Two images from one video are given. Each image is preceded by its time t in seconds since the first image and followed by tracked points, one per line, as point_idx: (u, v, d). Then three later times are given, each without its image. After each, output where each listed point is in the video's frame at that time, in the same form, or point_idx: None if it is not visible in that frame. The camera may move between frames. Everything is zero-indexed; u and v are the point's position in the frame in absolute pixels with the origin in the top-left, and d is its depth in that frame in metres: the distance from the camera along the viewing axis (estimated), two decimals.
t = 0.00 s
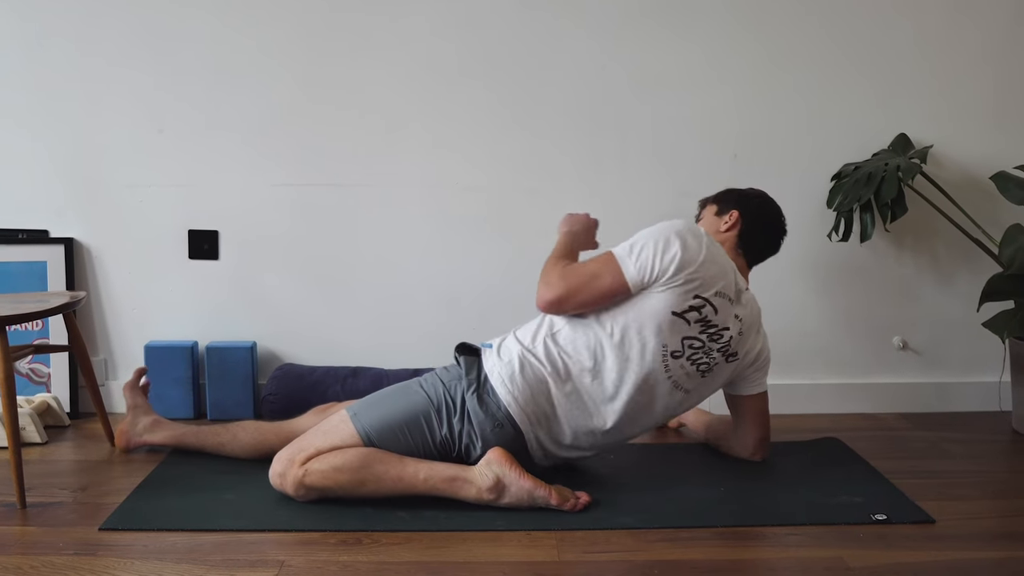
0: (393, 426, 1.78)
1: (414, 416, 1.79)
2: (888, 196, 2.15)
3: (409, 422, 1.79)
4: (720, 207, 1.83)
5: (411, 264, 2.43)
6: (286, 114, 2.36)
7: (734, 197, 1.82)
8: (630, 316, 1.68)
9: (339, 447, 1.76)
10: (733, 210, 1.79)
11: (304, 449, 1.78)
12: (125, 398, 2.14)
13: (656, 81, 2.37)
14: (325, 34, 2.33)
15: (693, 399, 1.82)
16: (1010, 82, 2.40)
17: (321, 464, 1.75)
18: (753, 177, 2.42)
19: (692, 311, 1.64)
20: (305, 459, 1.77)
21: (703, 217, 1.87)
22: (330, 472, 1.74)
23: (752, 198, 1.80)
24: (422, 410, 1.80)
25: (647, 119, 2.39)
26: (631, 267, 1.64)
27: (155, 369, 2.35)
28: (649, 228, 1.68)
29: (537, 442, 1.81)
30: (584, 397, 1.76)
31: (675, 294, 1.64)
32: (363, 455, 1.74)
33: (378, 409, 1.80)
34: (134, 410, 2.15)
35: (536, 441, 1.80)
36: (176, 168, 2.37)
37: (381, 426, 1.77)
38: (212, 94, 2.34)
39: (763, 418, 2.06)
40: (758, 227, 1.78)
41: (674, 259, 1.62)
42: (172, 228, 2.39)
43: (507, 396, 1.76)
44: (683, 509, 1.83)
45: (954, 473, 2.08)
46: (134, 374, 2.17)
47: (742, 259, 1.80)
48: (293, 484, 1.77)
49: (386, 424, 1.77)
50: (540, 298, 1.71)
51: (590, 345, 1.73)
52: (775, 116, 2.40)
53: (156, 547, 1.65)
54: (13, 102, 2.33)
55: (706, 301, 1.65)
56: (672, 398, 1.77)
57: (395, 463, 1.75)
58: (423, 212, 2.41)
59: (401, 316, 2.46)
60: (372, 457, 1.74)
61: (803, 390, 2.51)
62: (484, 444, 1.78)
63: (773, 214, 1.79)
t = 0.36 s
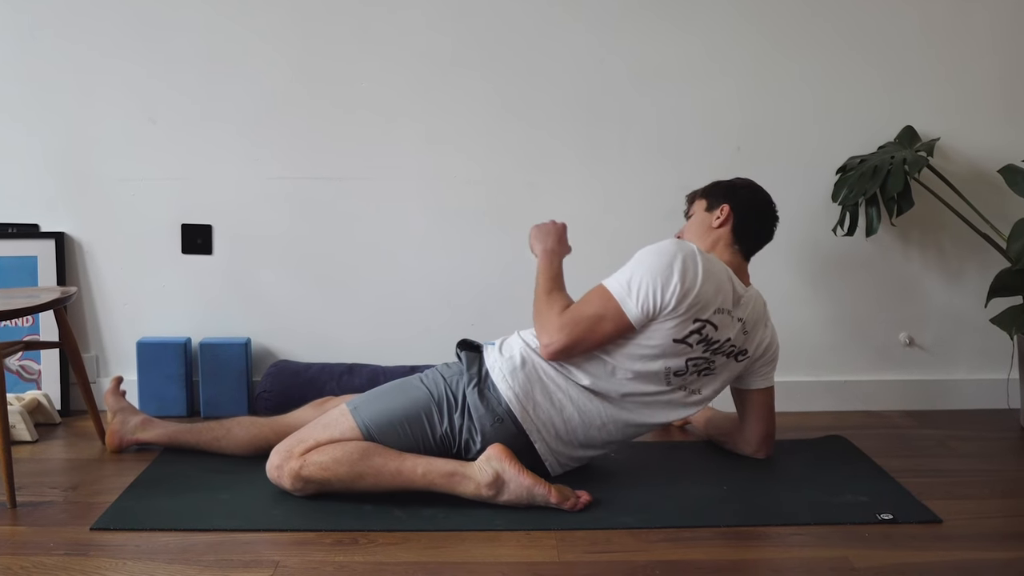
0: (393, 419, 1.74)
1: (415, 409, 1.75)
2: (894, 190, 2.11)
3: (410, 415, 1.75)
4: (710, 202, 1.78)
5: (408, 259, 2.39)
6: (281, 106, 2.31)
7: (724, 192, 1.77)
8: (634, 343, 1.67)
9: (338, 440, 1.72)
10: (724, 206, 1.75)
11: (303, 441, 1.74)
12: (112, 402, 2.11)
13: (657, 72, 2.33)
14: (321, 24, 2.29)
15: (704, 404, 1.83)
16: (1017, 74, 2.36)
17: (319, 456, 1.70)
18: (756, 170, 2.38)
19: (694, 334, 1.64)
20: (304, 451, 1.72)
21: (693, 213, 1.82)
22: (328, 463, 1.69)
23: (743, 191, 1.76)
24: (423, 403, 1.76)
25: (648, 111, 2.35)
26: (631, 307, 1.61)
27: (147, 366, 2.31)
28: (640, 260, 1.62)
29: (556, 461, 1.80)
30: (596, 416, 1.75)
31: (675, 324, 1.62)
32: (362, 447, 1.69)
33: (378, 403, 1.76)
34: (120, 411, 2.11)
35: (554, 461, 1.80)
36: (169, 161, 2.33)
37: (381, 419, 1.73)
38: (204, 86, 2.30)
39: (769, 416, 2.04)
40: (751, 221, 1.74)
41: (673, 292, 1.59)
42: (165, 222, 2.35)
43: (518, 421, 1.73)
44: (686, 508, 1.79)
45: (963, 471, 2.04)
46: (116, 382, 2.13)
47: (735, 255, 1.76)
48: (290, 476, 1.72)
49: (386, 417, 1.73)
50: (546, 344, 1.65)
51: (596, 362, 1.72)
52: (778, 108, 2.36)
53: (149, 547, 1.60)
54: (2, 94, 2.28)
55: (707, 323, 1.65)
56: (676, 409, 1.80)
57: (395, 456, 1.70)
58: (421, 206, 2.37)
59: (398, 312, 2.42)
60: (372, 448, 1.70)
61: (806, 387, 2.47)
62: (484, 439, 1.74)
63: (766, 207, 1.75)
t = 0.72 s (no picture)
0: (389, 418, 1.69)
1: (411, 409, 1.71)
2: (900, 183, 2.06)
3: (406, 415, 1.71)
4: (713, 201, 1.74)
5: (405, 254, 2.35)
6: (275, 97, 2.27)
7: (727, 190, 1.73)
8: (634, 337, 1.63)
9: (333, 441, 1.68)
10: (727, 204, 1.71)
11: (297, 442, 1.70)
12: (103, 400, 2.05)
13: (658, 63, 2.29)
14: (316, 14, 2.24)
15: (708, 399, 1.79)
16: None
17: (314, 458, 1.66)
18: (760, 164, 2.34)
19: (696, 328, 1.59)
20: (298, 452, 1.68)
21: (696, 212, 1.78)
22: (324, 466, 1.65)
23: (747, 190, 1.72)
24: (419, 403, 1.72)
25: (650, 104, 2.31)
26: (631, 299, 1.57)
27: (140, 363, 2.27)
28: (641, 252, 1.58)
29: (556, 457, 1.76)
30: (596, 411, 1.70)
31: (676, 317, 1.58)
32: (358, 449, 1.65)
33: (373, 402, 1.72)
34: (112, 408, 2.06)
35: (553, 457, 1.76)
36: (161, 154, 2.28)
37: (377, 419, 1.69)
38: (197, 78, 2.26)
39: (773, 413, 1.99)
40: (756, 220, 1.70)
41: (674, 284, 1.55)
42: (157, 217, 2.31)
43: (518, 419, 1.69)
44: (689, 507, 1.75)
45: (972, 469, 1.99)
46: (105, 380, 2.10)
47: (739, 254, 1.71)
48: (284, 478, 1.68)
49: (382, 417, 1.69)
50: (543, 336, 1.61)
51: (596, 357, 1.67)
52: (782, 101, 2.32)
53: (141, 547, 1.55)
54: None
55: (709, 316, 1.60)
56: (677, 403, 1.76)
57: (392, 457, 1.66)
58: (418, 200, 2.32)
59: (395, 308, 2.38)
60: (368, 450, 1.66)
61: (810, 385, 2.44)
62: (481, 437, 1.70)
63: (771, 206, 1.71)
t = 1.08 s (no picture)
0: (388, 419, 1.67)
1: (411, 410, 1.69)
2: (904, 179, 2.04)
3: (405, 416, 1.68)
4: (716, 197, 1.72)
5: (404, 251, 2.33)
6: (272, 93, 2.25)
7: (731, 187, 1.70)
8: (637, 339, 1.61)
9: (331, 441, 1.65)
10: (731, 201, 1.68)
11: (295, 441, 1.67)
12: (99, 398, 2.04)
13: (659, 59, 2.27)
14: (313, 9, 2.22)
15: (710, 400, 1.77)
16: None
17: (312, 458, 1.63)
18: (762, 160, 2.32)
19: (700, 331, 1.58)
20: (295, 452, 1.65)
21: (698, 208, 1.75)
22: (321, 466, 1.62)
23: (751, 186, 1.69)
24: (419, 403, 1.69)
25: (651, 100, 2.28)
26: (635, 303, 1.55)
27: (135, 361, 2.24)
28: (644, 255, 1.56)
29: (557, 460, 1.73)
30: (598, 413, 1.68)
31: (680, 320, 1.56)
32: (356, 449, 1.63)
33: (372, 402, 1.69)
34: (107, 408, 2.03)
35: (555, 459, 1.73)
36: (157, 150, 2.26)
37: (376, 419, 1.67)
38: (193, 73, 2.23)
39: (776, 411, 1.97)
40: (760, 217, 1.68)
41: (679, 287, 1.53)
42: (153, 214, 2.29)
43: (518, 421, 1.67)
44: (690, 507, 1.73)
45: (976, 468, 1.97)
46: (103, 376, 2.08)
47: (742, 252, 1.69)
48: (281, 478, 1.65)
49: (381, 417, 1.67)
50: (546, 341, 1.59)
51: (599, 358, 1.65)
52: (784, 97, 2.29)
53: (136, 547, 1.53)
54: None
55: (713, 319, 1.59)
56: (680, 407, 1.74)
57: (390, 457, 1.64)
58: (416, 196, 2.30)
59: (393, 306, 2.36)
60: (366, 450, 1.64)
61: (813, 383, 2.41)
62: (482, 438, 1.68)
63: (776, 203, 1.68)
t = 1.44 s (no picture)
0: (388, 420, 1.67)
1: (411, 410, 1.69)
2: (904, 179, 2.04)
3: (405, 416, 1.68)
4: (718, 192, 1.69)
5: (404, 251, 2.33)
6: (272, 93, 2.25)
7: (733, 185, 1.68)
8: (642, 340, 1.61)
9: (331, 441, 1.65)
10: (734, 202, 1.67)
11: (295, 441, 1.67)
12: (99, 397, 2.04)
13: (658, 59, 2.27)
14: (312, 9, 2.22)
15: (709, 399, 1.77)
16: None
17: (312, 458, 1.63)
18: (762, 160, 2.32)
19: (702, 335, 1.58)
20: (295, 452, 1.65)
21: (697, 198, 1.72)
22: (321, 466, 1.62)
23: (753, 184, 1.68)
24: (419, 404, 1.69)
25: (651, 101, 2.29)
26: (647, 303, 1.51)
27: (135, 361, 2.24)
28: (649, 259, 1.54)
29: (558, 460, 1.74)
30: (598, 413, 1.68)
31: (685, 324, 1.57)
32: (356, 449, 1.63)
33: (373, 402, 1.69)
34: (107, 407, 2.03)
35: (555, 460, 1.73)
36: (157, 151, 2.26)
37: (376, 419, 1.67)
38: (193, 74, 2.23)
39: (775, 411, 1.97)
40: (759, 219, 1.68)
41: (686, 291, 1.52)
42: (153, 213, 2.29)
43: (518, 421, 1.67)
44: (690, 507, 1.73)
45: (976, 468, 1.97)
46: (99, 376, 2.09)
47: (740, 251, 1.69)
48: (281, 478, 1.65)
49: (381, 418, 1.67)
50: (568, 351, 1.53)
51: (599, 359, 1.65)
52: (784, 97, 2.29)
53: (135, 547, 1.52)
54: None
55: (713, 322, 1.59)
56: (680, 406, 1.74)
57: (390, 458, 1.64)
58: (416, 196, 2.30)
59: (394, 306, 2.36)
60: (366, 450, 1.64)
61: (813, 383, 2.42)
62: (482, 439, 1.68)
63: (774, 203, 1.69)
